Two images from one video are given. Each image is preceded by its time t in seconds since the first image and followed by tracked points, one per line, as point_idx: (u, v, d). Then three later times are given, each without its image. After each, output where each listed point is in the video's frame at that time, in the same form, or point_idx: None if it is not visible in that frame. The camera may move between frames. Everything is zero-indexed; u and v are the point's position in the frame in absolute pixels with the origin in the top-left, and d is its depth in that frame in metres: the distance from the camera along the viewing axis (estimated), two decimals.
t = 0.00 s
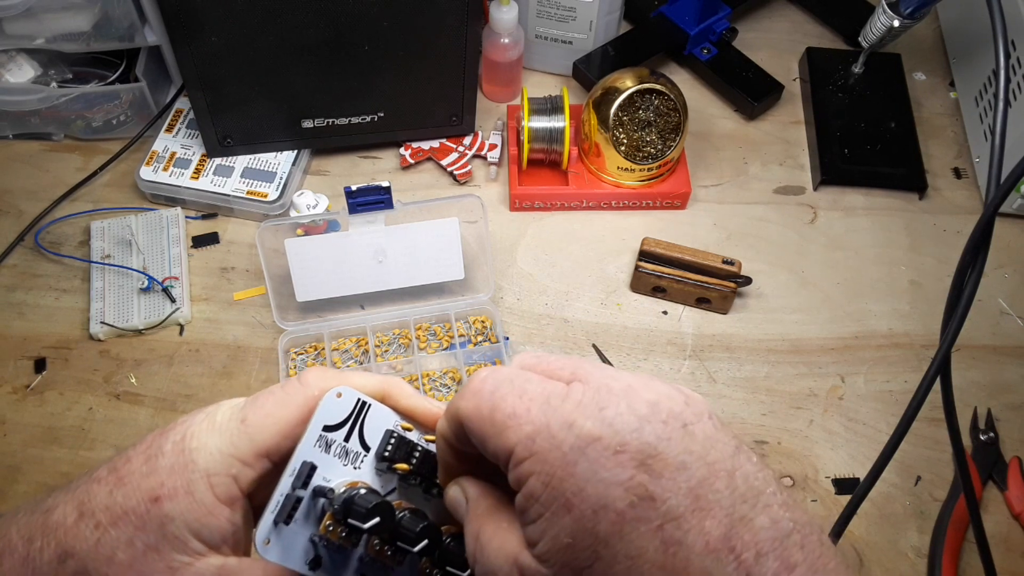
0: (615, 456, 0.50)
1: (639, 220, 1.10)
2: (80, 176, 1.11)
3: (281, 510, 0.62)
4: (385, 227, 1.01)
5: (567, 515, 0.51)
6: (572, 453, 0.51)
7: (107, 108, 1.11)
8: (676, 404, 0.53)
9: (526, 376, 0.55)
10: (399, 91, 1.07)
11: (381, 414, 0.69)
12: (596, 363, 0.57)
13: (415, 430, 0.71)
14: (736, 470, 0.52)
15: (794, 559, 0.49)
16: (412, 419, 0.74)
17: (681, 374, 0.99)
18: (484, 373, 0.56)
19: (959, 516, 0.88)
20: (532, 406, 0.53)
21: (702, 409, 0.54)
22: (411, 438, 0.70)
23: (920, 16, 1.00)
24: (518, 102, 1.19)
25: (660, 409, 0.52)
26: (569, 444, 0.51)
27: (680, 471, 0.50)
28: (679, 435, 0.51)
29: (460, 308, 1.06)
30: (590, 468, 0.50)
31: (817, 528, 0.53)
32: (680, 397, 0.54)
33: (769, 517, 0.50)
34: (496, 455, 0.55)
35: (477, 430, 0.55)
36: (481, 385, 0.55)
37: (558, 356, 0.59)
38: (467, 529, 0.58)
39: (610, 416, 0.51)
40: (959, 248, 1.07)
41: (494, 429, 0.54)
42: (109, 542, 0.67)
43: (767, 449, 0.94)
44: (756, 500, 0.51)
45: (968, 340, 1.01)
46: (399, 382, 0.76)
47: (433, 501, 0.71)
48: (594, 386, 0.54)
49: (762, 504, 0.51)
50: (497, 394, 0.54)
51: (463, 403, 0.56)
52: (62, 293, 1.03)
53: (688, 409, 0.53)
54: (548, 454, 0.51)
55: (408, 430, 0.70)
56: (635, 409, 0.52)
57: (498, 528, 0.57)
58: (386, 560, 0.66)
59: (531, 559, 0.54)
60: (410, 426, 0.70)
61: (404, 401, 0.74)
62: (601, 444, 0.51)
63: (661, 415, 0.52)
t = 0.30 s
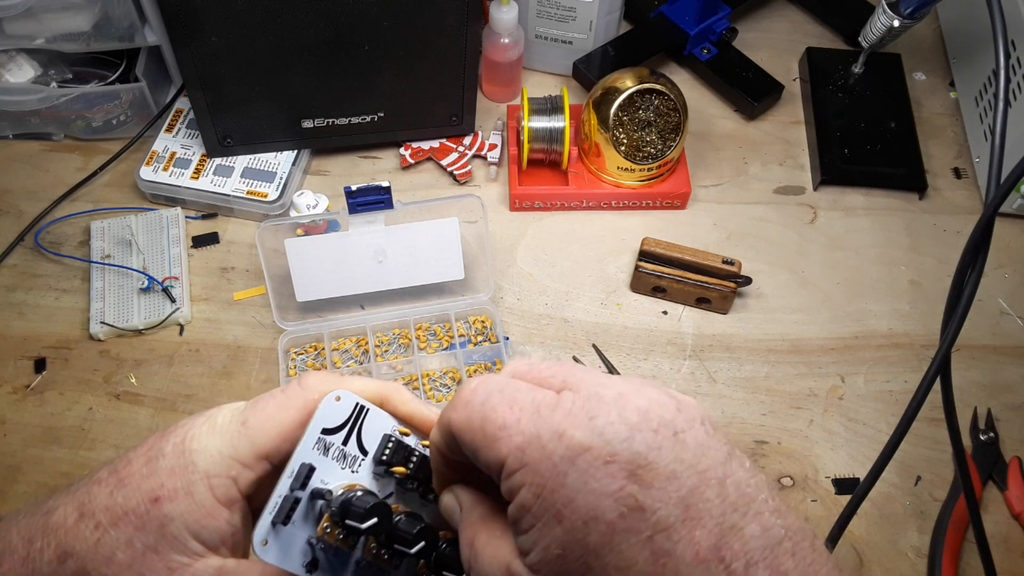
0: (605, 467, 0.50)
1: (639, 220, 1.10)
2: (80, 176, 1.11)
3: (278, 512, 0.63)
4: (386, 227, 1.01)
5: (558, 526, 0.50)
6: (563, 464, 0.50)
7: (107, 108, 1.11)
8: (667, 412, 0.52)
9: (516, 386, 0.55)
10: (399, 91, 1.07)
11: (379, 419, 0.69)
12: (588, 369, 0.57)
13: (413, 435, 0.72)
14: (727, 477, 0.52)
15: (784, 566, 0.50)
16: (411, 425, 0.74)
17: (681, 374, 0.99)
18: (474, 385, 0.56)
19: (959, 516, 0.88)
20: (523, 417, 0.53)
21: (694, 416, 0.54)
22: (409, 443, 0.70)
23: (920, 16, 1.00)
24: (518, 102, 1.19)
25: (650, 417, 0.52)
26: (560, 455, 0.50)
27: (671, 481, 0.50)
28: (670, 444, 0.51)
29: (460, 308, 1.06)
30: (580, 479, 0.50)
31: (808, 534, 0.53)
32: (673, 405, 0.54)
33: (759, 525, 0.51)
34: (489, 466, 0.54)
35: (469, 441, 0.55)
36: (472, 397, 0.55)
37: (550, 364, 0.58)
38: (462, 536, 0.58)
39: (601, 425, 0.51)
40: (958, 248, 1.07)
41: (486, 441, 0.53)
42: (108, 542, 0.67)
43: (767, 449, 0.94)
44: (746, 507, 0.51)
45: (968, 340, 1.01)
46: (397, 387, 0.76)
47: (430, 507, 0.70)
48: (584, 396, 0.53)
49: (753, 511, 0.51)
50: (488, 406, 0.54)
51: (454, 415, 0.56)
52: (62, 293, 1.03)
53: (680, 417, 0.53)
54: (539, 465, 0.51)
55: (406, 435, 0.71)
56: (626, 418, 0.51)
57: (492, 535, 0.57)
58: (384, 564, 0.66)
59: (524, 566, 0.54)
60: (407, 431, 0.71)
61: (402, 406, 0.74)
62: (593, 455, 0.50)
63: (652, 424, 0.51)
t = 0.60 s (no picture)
0: (744, 453, 0.58)
1: (639, 220, 1.10)
2: (80, 176, 1.11)
3: (240, 464, 0.61)
4: (385, 227, 1.01)
5: (690, 491, 0.57)
6: (705, 439, 0.58)
7: (107, 108, 1.11)
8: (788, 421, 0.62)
9: (653, 341, 0.62)
10: (399, 91, 1.07)
11: (343, 367, 0.66)
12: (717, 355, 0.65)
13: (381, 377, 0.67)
14: (829, 504, 0.60)
15: None
16: (376, 369, 0.74)
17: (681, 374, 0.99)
18: (614, 322, 0.63)
19: (959, 516, 0.88)
20: (669, 374, 0.60)
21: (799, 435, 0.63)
22: (376, 386, 0.66)
23: (920, 16, 1.00)
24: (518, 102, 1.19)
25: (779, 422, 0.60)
26: (704, 428, 0.58)
27: (796, 487, 0.58)
28: (795, 450, 0.59)
29: (460, 307, 1.06)
30: (720, 455, 0.57)
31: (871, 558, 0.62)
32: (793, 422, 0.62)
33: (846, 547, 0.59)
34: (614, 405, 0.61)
35: (601, 380, 0.61)
36: (615, 334, 0.62)
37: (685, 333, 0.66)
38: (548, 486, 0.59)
39: (744, 412, 0.59)
40: (958, 248, 1.07)
41: (630, 386, 0.60)
42: (95, 512, 0.68)
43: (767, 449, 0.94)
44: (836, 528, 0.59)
45: (968, 340, 1.01)
46: (356, 337, 0.75)
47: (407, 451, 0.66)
48: (722, 378, 0.61)
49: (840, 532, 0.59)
50: (627, 353, 0.60)
51: (588, 339, 0.62)
52: (62, 293, 1.03)
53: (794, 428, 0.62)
54: (679, 423, 0.59)
55: (372, 379, 0.67)
56: (766, 414, 0.60)
57: (583, 486, 0.60)
58: (359, 508, 0.64)
59: (635, 530, 0.58)
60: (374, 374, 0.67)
61: (365, 353, 0.74)
62: (734, 438, 0.58)
63: (780, 427, 0.60)
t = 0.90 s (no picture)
0: (642, 542, 0.64)
1: (639, 220, 1.10)
2: (80, 176, 1.11)
3: (249, 471, 0.62)
4: (385, 227, 1.01)
5: None
6: (608, 526, 0.64)
7: (107, 108, 1.11)
8: (702, 504, 0.67)
9: (582, 431, 0.67)
10: (399, 92, 1.07)
11: (345, 375, 0.67)
12: (645, 433, 0.70)
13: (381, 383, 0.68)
14: None
15: None
16: (376, 376, 0.75)
17: (681, 374, 0.99)
18: (547, 412, 0.67)
19: (959, 516, 0.88)
20: (584, 464, 0.66)
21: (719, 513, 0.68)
22: (377, 392, 0.67)
23: (920, 16, 1.00)
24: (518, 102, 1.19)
25: (691, 509, 0.66)
26: (608, 516, 0.65)
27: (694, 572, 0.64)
28: (700, 535, 0.66)
29: (460, 308, 1.06)
30: (618, 544, 0.64)
31: None
32: (708, 503, 0.68)
33: None
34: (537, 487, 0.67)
35: (524, 460, 0.67)
36: (545, 425, 0.66)
37: (619, 408, 0.71)
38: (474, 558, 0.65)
39: (649, 501, 0.65)
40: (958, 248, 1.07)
41: (546, 474, 0.66)
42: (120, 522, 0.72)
43: (767, 449, 0.94)
44: None
45: (968, 340, 1.01)
46: (356, 345, 0.76)
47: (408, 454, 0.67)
48: (637, 467, 0.67)
49: None
50: (550, 441, 0.66)
51: (520, 424, 0.67)
52: (63, 293, 1.03)
53: (710, 508, 0.68)
54: (587, 513, 0.65)
55: (374, 384, 0.67)
56: (673, 504, 0.66)
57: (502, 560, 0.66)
58: (365, 509, 0.65)
59: None
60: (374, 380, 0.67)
61: (364, 361, 0.75)
62: (635, 528, 0.65)
63: (690, 513, 0.66)
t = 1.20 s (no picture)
0: (628, 550, 0.63)
1: (640, 220, 1.10)
2: (78, 176, 1.11)
3: (293, 503, 0.65)
4: (385, 227, 1.00)
5: None
6: (593, 539, 0.63)
7: (105, 108, 1.10)
8: (693, 508, 0.64)
9: (567, 449, 0.66)
10: (399, 91, 1.06)
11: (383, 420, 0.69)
12: (637, 441, 0.68)
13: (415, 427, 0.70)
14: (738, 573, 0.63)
15: None
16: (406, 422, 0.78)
17: (682, 374, 0.99)
18: (530, 434, 0.67)
19: (962, 517, 0.87)
20: (568, 482, 0.65)
21: (715, 516, 0.65)
22: (409, 435, 0.69)
23: (922, 15, 1.00)
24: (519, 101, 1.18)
25: (678, 513, 0.64)
26: (592, 529, 0.63)
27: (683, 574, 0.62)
28: (688, 539, 0.63)
29: (460, 307, 1.05)
30: (606, 555, 0.63)
31: None
32: (701, 504, 0.65)
33: None
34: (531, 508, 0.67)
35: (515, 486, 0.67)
36: (529, 450, 0.66)
37: (610, 419, 0.69)
38: None
39: (633, 510, 0.63)
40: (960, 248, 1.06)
41: (532, 495, 0.65)
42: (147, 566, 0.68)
43: (768, 450, 0.94)
44: None
45: (971, 341, 1.00)
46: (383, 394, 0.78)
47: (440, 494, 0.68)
48: (622, 477, 0.65)
49: None
50: (535, 466, 0.65)
51: (509, 452, 0.66)
52: (61, 292, 1.03)
53: (703, 511, 0.64)
54: (574, 529, 0.64)
55: (407, 429, 0.69)
56: (656, 509, 0.64)
57: None
58: (399, 540, 0.65)
59: None
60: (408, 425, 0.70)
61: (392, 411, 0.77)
62: (620, 537, 0.63)
63: (677, 518, 0.63)
